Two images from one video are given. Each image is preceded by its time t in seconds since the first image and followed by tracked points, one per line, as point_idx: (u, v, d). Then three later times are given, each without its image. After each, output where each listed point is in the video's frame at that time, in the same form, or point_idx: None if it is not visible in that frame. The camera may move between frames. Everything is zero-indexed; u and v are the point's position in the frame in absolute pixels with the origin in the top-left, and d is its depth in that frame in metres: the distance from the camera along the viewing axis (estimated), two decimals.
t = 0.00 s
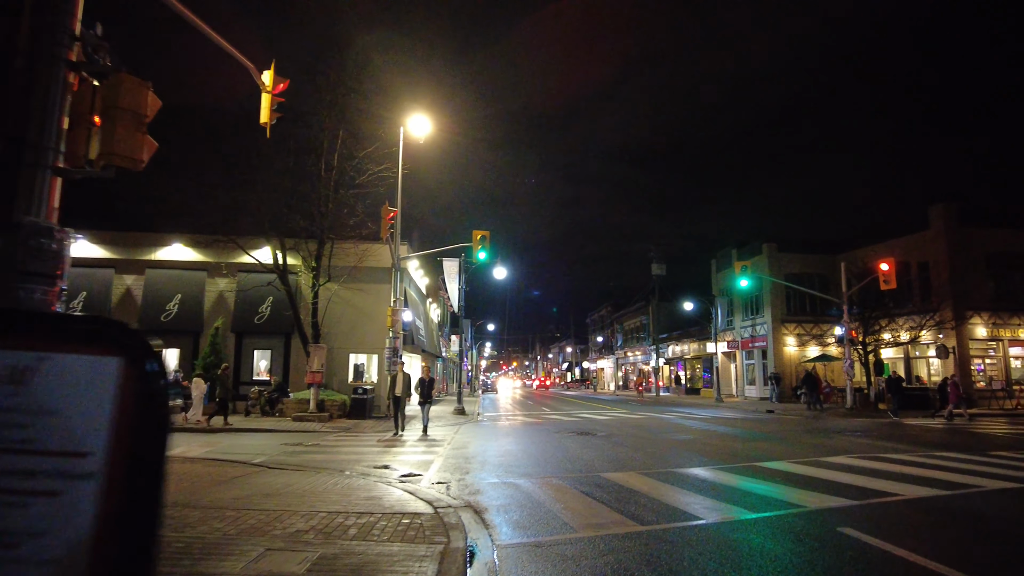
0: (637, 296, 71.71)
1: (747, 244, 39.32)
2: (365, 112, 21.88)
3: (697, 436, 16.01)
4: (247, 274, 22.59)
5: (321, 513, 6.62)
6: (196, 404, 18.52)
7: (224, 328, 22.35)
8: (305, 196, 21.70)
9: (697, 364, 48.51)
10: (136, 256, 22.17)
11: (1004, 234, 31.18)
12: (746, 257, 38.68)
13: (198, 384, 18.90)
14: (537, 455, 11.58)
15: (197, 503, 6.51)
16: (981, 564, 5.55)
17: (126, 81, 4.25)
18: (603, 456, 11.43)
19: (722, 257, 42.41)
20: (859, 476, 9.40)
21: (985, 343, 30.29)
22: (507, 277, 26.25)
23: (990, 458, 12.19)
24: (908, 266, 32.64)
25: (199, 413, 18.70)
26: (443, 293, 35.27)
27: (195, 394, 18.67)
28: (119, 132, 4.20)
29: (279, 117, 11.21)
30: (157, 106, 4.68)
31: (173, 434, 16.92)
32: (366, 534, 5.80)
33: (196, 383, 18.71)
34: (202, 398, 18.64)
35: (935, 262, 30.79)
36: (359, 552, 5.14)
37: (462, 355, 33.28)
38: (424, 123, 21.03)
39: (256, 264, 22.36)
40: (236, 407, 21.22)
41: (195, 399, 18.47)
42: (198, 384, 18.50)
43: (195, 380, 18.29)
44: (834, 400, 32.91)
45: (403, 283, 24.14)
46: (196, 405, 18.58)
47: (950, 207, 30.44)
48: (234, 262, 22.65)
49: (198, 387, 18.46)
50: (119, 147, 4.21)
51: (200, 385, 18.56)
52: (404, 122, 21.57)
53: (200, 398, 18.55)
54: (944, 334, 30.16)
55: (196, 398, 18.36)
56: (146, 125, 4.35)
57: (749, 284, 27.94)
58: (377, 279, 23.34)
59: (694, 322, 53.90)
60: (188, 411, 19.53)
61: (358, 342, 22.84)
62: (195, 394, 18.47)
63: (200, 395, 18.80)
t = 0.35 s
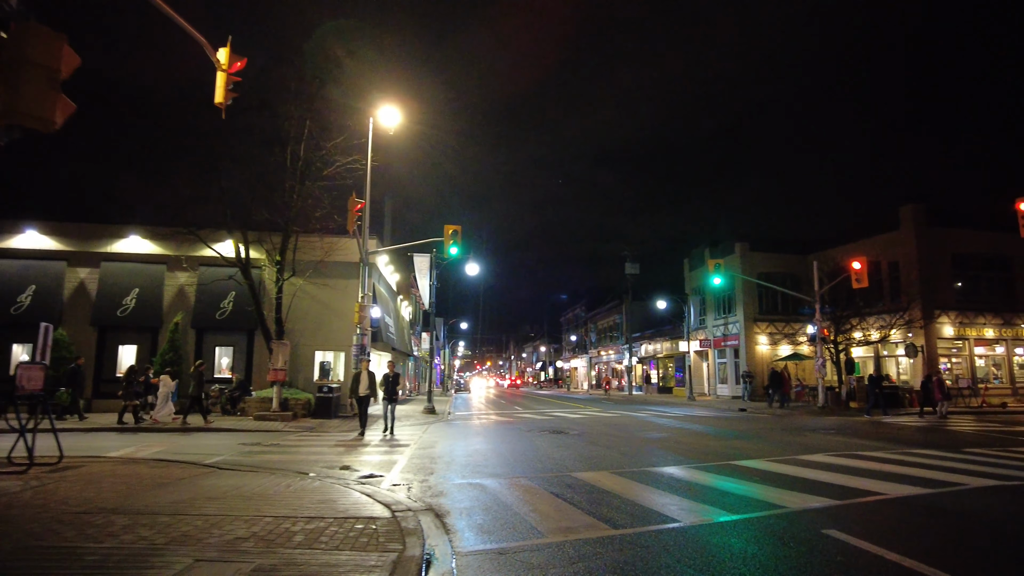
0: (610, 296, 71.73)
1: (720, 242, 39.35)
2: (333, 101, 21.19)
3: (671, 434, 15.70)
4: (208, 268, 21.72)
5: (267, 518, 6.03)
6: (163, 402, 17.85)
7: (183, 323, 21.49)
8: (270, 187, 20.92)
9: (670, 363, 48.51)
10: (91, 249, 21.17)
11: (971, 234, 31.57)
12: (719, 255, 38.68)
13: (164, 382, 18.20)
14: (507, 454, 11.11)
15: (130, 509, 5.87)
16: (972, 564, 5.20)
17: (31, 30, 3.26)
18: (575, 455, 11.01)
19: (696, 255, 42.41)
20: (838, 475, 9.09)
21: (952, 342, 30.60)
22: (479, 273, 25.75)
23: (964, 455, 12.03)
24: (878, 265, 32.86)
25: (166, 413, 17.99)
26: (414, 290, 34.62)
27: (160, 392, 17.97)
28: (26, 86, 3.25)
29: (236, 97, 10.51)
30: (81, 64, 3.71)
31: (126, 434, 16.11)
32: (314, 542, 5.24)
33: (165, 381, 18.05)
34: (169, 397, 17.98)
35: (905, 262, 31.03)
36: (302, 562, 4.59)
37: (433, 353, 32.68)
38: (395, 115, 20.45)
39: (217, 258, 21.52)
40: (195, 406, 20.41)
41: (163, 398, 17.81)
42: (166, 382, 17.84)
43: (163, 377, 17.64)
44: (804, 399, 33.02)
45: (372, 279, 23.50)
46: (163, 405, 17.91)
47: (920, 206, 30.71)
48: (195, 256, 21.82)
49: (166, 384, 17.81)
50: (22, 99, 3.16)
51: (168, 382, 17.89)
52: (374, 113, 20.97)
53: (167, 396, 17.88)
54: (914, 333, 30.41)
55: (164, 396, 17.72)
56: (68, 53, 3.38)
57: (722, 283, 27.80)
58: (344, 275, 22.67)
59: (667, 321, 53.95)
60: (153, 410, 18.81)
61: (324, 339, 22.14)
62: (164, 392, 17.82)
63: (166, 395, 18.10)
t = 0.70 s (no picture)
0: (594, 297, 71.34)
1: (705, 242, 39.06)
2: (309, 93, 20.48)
3: (657, 438, 15.20)
4: (179, 265, 20.89)
5: (217, 535, 5.38)
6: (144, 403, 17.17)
7: (152, 323, 20.65)
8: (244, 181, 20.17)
9: (654, 364, 48.19)
10: (54, 244, 20.29)
11: (955, 235, 31.50)
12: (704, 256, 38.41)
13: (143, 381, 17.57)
14: (487, 460, 10.50)
15: (60, 527, 5.20)
16: None
17: None
18: (559, 461, 10.44)
19: (680, 256, 42.13)
20: (836, 482, 8.61)
21: (937, 344, 30.46)
22: (461, 272, 25.15)
23: (961, 458, 11.59)
24: (864, 266, 32.72)
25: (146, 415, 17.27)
26: (395, 289, 33.94)
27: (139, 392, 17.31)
28: None
29: (197, 78, 9.78)
30: None
31: (90, 439, 15.33)
32: (265, 564, 4.60)
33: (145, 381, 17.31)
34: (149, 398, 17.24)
35: (890, 262, 30.87)
36: None
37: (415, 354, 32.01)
38: (375, 109, 19.78)
39: (188, 254, 20.69)
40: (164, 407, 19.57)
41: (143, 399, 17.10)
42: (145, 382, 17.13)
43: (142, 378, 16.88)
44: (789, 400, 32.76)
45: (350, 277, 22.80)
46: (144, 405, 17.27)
47: (904, 207, 30.59)
48: (166, 253, 20.99)
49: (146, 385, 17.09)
50: None
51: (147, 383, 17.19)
52: (352, 105, 20.36)
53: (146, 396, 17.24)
54: (899, 334, 30.26)
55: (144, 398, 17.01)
56: None
57: (707, 283, 27.38)
58: (321, 273, 21.96)
59: (652, 323, 53.66)
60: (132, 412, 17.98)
61: (299, 339, 21.40)
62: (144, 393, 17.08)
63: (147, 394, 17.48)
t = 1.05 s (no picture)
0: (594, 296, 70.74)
1: (706, 240, 38.52)
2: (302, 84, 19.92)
3: (660, 439, 14.62)
4: (168, 261, 20.30)
5: (180, 549, 4.82)
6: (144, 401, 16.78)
7: (140, 320, 20.05)
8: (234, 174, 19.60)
9: (654, 364, 47.65)
10: (40, 239, 19.72)
11: (961, 233, 30.98)
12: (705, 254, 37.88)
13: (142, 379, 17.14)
14: (484, 463, 9.95)
15: (2, 541, 4.63)
16: None
17: None
18: (560, 463, 9.90)
19: (681, 254, 41.61)
20: (855, 486, 8.07)
21: (942, 343, 29.94)
22: (459, 269, 24.57)
23: (983, 461, 11.02)
24: (868, 264, 32.21)
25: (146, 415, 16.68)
26: (392, 287, 33.35)
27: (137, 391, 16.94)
28: None
29: (177, 58, 9.20)
30: None
31: (73, 439, 14.77)
32: None
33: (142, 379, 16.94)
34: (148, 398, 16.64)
35: (895, 260, 30.34)
36: None
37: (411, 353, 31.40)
38: (370, 100, 19.24)
39: (177, 249, 20.12)
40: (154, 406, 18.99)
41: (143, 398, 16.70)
42: (143, 380, 16.74)
43: (139, 376, 16.45)
44: (792, 400, 32.22)
45: (345, 274, 22.23)
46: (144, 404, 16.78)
47: (910, 204, 30.06)
48: (155, 248, 20.41)
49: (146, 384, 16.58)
50: None
51: (145, 381, 16.80)
52: (347, 98, 19.83)
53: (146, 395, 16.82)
54: (904, 333, 29.75)
55: (143, 397, 16.59)
56: None
57: (710, 281, 26.84)
58: (314, 269, 21.40)
59: (652, 322, 53.12)
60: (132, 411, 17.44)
61: (292, 337, 20.83)
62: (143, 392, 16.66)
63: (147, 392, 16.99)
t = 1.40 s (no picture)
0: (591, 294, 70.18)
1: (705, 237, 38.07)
2: (293, 74, 19.31)
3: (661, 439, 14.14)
4: (155, 256, 19.70)
5: (132, 571, 4.25)
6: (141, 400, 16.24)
7: (126, 316, 19.46)
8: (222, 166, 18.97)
9: (652, 363, 47.17)
10: (22, 233, 19.12)
11: (963, 230, 30.55)
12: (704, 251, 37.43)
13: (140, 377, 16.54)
14: (479, 466, 9.43)
15: None
16: None
17: None
18: (559, 466, 9.40)
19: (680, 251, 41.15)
20: (877, 496, 7.57)
21: (944, 341, 29.53)
22: (454, 265, 24.02)
23: (1001, 464, 10.52)
24: (868, 262, 31.80)
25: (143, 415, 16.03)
26: (386, 284, 32.75)
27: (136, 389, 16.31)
28: None
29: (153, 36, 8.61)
30: None
31: (53, 440, 14.20)
32: None
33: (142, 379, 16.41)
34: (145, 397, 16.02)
35: (897, 258, 29.92)
36: None
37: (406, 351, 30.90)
38: (363, 92, 18.69)
39: (164, 244, 19.53)
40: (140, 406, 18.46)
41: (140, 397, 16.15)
42: (140, 380, 16.22)
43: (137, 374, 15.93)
44: (792, 400, 31.81)
45: (337, 270, 21.68)
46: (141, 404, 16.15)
47: (912, 201, 29.63)
48: (141, 243, 19.81)
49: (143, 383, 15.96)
50: None
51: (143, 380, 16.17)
52: (339, 89, 19.30)
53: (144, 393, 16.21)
54: (906, 332, 29.32)
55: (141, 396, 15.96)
56: None
57: (711, 278, 26.34)
58: (305, 265, 20.84)
59: (650, 320, 52.65)
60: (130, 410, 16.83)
61: (282, 335, 20.27)
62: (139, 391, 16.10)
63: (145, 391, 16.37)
